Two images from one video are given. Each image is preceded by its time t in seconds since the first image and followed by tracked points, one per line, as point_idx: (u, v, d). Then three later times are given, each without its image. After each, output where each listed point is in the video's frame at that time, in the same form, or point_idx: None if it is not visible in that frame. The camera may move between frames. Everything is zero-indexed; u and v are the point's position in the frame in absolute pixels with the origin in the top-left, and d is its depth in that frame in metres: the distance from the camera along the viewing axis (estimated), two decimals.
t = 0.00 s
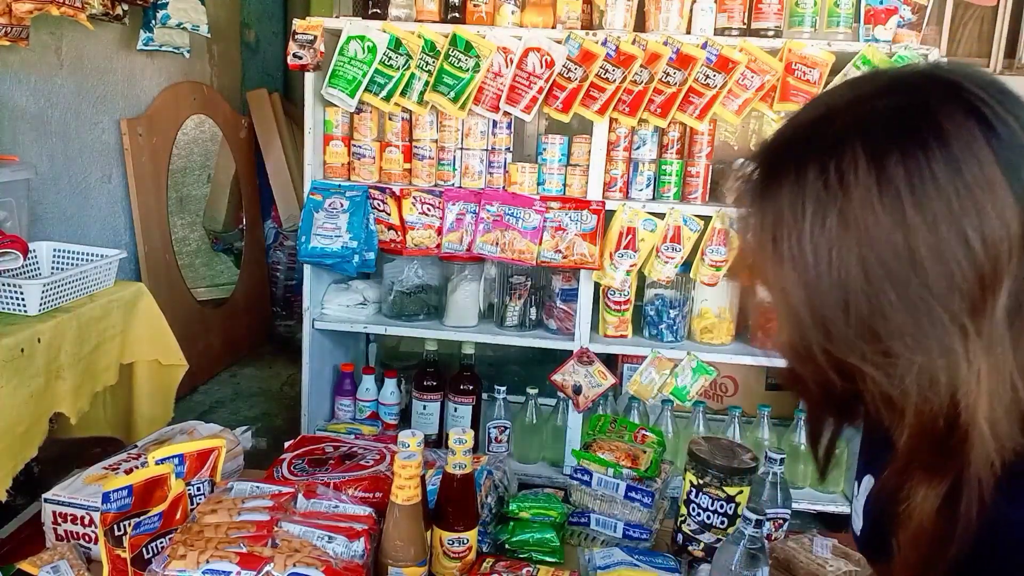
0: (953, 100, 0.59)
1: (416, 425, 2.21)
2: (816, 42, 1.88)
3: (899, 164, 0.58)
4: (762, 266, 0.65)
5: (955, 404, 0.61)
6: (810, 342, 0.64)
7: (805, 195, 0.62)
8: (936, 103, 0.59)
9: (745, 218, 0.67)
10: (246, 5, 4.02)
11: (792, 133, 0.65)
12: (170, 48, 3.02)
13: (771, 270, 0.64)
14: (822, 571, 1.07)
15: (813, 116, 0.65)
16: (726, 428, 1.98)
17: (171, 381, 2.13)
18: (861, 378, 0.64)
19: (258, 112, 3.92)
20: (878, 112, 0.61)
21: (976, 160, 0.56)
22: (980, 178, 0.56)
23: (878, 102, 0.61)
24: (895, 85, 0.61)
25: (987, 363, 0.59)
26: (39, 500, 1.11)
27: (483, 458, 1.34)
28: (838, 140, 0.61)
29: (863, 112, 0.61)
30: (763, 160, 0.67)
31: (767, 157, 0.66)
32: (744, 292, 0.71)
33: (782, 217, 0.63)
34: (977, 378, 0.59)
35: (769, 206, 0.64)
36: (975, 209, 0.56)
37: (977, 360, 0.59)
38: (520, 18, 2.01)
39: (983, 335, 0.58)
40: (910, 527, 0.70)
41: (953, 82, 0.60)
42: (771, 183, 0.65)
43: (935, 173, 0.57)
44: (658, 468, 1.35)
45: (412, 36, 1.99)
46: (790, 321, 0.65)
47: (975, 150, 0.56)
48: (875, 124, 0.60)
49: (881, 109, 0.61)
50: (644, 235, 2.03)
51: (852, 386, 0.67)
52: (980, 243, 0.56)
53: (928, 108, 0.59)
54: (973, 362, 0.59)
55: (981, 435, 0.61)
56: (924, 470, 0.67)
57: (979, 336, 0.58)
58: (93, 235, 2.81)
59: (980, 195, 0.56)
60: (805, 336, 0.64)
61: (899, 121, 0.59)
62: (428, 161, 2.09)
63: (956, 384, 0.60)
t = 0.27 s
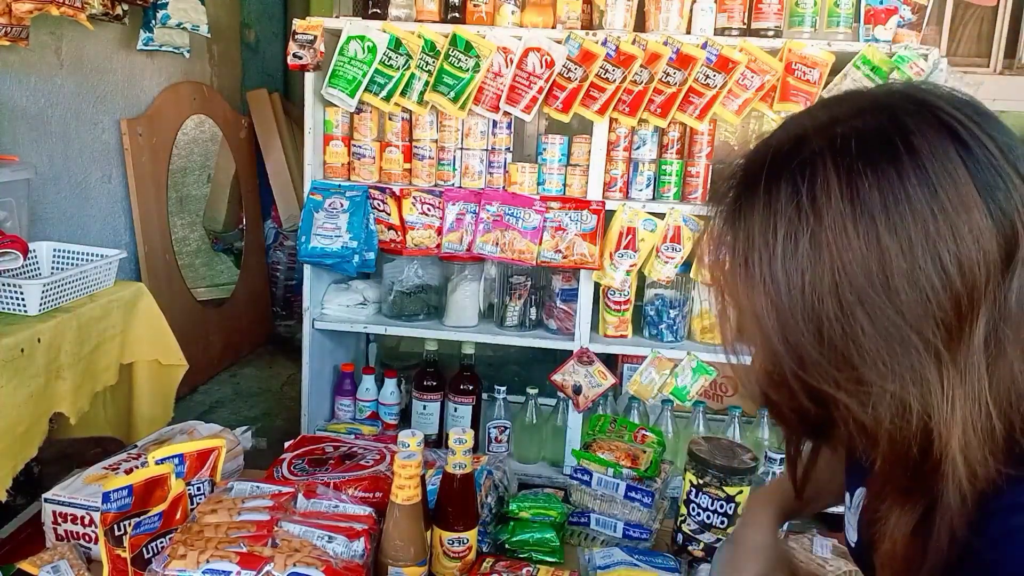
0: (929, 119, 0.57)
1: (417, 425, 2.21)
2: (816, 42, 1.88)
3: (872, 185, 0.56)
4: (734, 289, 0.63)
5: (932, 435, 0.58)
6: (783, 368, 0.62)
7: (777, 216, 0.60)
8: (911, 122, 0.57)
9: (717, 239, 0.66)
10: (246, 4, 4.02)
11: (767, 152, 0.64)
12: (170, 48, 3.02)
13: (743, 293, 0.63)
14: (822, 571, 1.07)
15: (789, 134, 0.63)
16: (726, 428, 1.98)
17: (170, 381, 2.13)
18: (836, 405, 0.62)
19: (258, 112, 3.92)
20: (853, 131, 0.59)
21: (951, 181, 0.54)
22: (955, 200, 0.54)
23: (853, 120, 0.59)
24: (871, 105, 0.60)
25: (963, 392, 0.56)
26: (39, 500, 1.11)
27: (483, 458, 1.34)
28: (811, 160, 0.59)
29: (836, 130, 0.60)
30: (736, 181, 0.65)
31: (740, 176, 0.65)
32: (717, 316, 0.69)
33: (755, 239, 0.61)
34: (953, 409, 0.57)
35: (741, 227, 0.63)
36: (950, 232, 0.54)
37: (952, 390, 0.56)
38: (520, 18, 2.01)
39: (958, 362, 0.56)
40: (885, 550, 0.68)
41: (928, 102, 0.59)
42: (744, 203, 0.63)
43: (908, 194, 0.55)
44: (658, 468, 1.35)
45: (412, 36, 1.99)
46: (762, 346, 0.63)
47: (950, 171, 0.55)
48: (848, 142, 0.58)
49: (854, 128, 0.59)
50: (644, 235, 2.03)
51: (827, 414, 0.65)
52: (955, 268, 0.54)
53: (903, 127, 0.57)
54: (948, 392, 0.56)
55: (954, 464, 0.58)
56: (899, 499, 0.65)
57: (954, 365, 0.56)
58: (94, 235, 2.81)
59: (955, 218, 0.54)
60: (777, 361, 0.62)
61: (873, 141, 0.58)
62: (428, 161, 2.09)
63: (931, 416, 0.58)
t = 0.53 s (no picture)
0: (926, 135, 0.59)
1: (417, 425, 2.21)
2: (816, 42, 1.88)
3: (873, 205, 0.57)
4: (729, 308, 0.64)
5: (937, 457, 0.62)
6: (782, 388, 0.64)
7: (774, 235, 0.61)
8: (908, 138, 0.59)
9: (708, 256, 0.66)
10: (246, 5, 4.02)
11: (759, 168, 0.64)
12: (170, 48, 3.02)
13: (740, 313, 0.64)
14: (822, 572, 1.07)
15: (781, 148, 0.64)
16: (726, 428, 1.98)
17: (170, 381, 2.13)
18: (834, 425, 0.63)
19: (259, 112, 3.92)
20: (848, 148, 0.60)
21: (952, 199, 0.56)
22: (957, 218, 0.56)
23: (848, 136, 0.61)
24: (864, 119, 0.62)
25: (965, 409, 0.59)
26: (39, 500, 1.11)
27: (483, 457, 1.34)
28: (808, 177, 0.60)
29: (830, 147, 0.61)
30: (727, 196, 0.66)
31: (732, 192, 0.65)
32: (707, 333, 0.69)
33: (751, 257, 0.62)
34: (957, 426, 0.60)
35: (736, 245, 0.63)
36: (952, 252, 0.56)
37: (955, 407, 0.59)
38: (520, 18, 2.01)
39: (961, 378, 0.58)
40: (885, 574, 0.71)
41: (923, 117, 0.61)
42: (737, 221, 0.64)
43: (910, 213, 0.57)
44: (658, 468, 1.35)
45: (412, 36, 1.99)
46: (761, 366, 0.64)
47: (950, 187, 0.57)
48: (844, 159, 0.60)
49: (851, 144, 0.60)
50: (644, 235, 2.03)
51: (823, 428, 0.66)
52: (958, 286, 0.56)
53: (900, 144, 0.59)
54: (951, 407, 0.59)
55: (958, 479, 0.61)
56: (898, 522, 0.68)
57: (957, 382, 0.59)
58: (94, 234, 2.81)
59: (958, 235, 0.56)
60: (776, 382, 0.63)
61: (870, 158, 0.59)
62: (428, 161, 2.09)
63: (934, 431, 0.60)
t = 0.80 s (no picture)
0: (925, 151, 0.59)
1: (417, 425, 2.21)
2: (816, 42, 1.88)
3: (875, 226, 0.57)
4: (727, 330, 0.64)
5: (939, 480, 0.62)
6: (783, 410, 0.64)
7: (774, 255, 0.61)
8: (907, 153, 0.59)
9: (704, 276, 0.66)
10: (246, 4, 4.03)
11: (755, 184, 0.64)
12: (171, 48, 3.02)
13: (738, 335, 0.63)
14: (820, 573, 1.07)
15: (777, 164, 0.64)
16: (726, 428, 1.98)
17: (171, 381, 2.13)
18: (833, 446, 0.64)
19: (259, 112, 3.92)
20: (846, 165, 0.60)
21: (954, 217, 0.57)
22: (960, 237, 0.56)
23: (846, 153, 0.61)
24: (860, 136, 0.62)
25: (968, 430, 0.60)
26: (39, 500, 1.11)
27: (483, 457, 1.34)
28: (806, 195, 0.60)
29: (828, 164, 0.61)
30: (724, 214, 0.65)
31: (728, 210, 0.65)
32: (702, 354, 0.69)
33: (750, 279, 0.62)
34: (960, 447, 0.60)
35: (734, 266, 0.63)
36: (956, 272, 0.56)
37: (960, 427, 0.59)
38: (520, 18, 2.01)
39: (964, 399, 0.59)
40: None
41: (921, 133, 0.61)
42: (735, 242, 0.63)
43: (914, 233, 0.57)
44: (657, 468, 1.35)
45: (412, 36, 1.99)
46: (760, 389, 0.64)
47: (953, 205, 0.57)
48: (843, 177, 0.60)
49: (849, 161, 0.60)
50: (644, 235, 2.03)
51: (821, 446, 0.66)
52: (962, 307, 0.56)
53: (900, 160, 0.59)
54: (955, 428, 0.60)
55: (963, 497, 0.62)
56: (900, 541, 0.70)
57: (961, 402, 0.59)
58: (93, 234, 2.81)
59: (962, 254, 0.56)
60: (777, 404, 0.63)
61: (871, 176, 0.59)
62: (428, 161, 2.09)
63: (937, 451, 0.60)
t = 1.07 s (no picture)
0: (924, 144, 0.59)
1: (416, 425, 2.21)
2: (816, 42, 1.88)
3: (876, 217, 0.57)
4: (730, 316, 0.64)
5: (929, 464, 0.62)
6: (782, 396, 0.64)
7: (777, 245, 0.60)
8: (906, 147, 0.59)
9: (709, 264, 0.66)
10: (246, 4, 4.02)
11: (758, 175, 0.64)
12: (171, 48, 3.02)
13: (741, 322, 0.63)
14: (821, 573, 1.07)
15: (780, 156, 0.63)
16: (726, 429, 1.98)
17: (171, 381, 2.13)
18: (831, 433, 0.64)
19: (259, 112, 3.92)
20: (848, 158, 0.60)
21: (952, 210, 0.56)
22: (957, 230, 0.56)
23: (847, 146, 0.61)
24: (861, 129, 0.62)
25: (959, 420, 0.59)
26: (39, 500, 1.11)
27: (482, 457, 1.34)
28: (810, 186, 0.60)
29: (829, 156, 0.61)
30: (727, 204, 0.65)
31: (731, 200, 0.65)
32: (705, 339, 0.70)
33: (753, 268, 0.62)
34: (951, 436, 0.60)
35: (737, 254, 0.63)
36: (953, 265, 0.56)
37: (951, 418, 0.59)
38: (520, 18, 2.01)
39: (956, 389, 0.59)
40: None
41: (921, 126, 0.61)
42: (738, 232, 0.63)
43: (913, 225, 0.56)
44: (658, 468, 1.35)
45: (412, 36, 1.99)
46: (760, 374, 0.64)
47: (951, 198, 0.56)
48: (846, 170, 0.59)
49: (851, 154, 0.60)
50: (644, 235, 2.03)
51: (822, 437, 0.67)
52: (958, 299, 0.56)
53: (900, 153, 0.59)
54: (948, 418, 0.59)
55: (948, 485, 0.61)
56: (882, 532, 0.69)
57: (954, 393, 0.59)
58: (93, 235, 2.81)
59: (959, 246, 0.56)
60: (777, 390, 0.64)
61: (873, 169, 0.58)
62: (428, 161, 2.09)
63: (931, 441, 0.60)
